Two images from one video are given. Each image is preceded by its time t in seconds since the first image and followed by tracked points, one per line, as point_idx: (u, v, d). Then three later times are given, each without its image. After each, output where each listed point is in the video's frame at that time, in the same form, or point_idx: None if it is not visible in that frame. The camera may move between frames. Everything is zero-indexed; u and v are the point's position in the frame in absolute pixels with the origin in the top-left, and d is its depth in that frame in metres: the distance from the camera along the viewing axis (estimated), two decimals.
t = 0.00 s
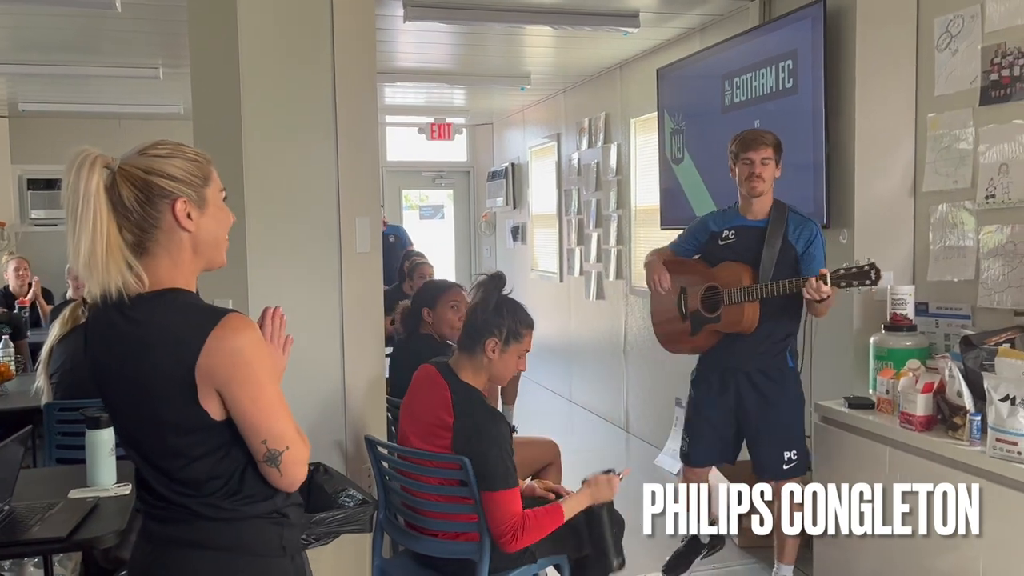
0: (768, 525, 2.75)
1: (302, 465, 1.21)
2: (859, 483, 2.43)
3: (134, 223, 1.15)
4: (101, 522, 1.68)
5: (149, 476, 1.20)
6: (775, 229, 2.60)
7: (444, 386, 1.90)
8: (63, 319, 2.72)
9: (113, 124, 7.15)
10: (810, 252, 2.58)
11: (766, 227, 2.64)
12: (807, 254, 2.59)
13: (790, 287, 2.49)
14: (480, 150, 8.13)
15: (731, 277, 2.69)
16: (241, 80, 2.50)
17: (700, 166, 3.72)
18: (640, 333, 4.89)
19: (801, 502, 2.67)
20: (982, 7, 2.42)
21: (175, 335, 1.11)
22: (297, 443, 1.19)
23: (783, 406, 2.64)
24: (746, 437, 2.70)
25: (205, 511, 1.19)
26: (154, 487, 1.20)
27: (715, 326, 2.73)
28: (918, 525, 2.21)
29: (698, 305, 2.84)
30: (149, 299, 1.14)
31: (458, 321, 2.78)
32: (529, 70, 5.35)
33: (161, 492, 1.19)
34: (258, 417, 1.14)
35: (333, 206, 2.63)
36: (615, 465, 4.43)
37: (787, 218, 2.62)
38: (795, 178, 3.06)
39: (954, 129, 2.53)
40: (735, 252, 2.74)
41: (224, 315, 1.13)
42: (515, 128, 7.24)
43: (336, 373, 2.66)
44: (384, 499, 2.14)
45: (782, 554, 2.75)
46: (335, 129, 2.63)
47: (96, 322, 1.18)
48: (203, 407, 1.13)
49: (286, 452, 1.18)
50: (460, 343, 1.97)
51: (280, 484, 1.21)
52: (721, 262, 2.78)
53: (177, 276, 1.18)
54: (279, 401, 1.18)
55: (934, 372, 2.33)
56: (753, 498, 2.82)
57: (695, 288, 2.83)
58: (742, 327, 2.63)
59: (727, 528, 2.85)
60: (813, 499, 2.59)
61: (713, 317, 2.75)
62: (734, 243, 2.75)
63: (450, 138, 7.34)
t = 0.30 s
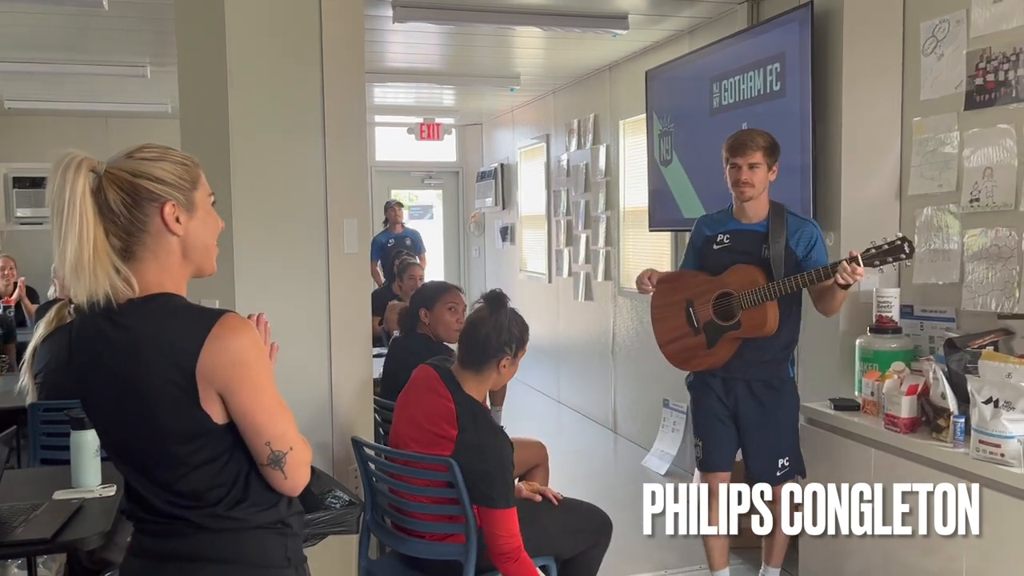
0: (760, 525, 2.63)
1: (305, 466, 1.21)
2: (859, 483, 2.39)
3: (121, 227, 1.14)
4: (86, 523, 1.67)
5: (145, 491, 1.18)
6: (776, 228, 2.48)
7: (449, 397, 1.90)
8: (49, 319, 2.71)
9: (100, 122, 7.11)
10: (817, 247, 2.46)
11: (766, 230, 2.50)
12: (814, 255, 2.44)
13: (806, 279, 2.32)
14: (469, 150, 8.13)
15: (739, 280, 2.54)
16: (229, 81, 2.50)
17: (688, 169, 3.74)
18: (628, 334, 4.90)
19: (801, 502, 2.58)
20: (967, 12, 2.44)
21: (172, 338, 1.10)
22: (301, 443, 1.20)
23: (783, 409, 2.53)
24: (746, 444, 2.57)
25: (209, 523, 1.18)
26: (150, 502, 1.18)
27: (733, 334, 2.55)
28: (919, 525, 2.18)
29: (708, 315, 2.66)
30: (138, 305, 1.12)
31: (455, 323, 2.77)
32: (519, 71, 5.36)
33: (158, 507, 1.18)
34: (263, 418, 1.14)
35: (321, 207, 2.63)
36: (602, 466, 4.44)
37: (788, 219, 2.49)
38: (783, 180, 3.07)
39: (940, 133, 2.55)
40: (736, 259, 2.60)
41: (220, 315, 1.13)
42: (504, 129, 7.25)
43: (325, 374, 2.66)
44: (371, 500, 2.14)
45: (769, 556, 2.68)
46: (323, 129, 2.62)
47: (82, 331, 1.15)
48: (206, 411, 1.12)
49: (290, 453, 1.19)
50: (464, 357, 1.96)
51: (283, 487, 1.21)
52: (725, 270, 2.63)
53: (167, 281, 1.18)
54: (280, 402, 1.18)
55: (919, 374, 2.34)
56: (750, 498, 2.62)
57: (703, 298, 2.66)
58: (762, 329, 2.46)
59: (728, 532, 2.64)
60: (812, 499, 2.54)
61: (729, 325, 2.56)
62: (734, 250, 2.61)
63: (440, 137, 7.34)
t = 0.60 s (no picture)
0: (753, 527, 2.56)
1: (287, 469, 1.21)
2: (859, 482, 2.33)
3: (100, 226, 1.13)
4: (67, 524, 1.66)
5: (122, 496, 1.17)
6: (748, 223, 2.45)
7: (440, 403, 1.87)
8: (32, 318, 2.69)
9: (85, 118, 7.05)
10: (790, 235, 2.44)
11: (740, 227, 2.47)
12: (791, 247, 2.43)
13: (788, 265, 2.30)
14: (457, 151, 8.12)
15: (722, 282, 2.47)
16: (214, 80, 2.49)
17: (675, 171, 3.76)
18: (615, 335, 4.91)
19: (801, 503, 2.51)
20: (952, 16, 2.45)
21: (155, 342, 1.08)
22: (283, 447, 1.19)
23: (773, 410, 2.48)
24: (740, 449, 2.51)
25: (190, 527, 1.17)
26: (127, 506, 1.17)
27: (729, 337, 2.44)
28: (918, 525, 2.14)
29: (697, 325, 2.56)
30: (118, 307, 1.11)
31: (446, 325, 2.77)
32: (507, 71, 5.36)
33: (136, 512, 1.17)
34: (246, 422, 1.14)
35: (307, 207, 2.62)
36: (588, 466, 4.44)
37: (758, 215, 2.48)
38: (768, 183, 3.08)
39: (924, 136, 2.56)
40: (712, 264, 2.54)
41: (205, 318, 1.12)
42: (492, 130, 7.24)
43: (309, 374, 2.65)
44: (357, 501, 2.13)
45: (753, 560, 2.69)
46: (310, 129, 2.61)
47: (58, 333, 1.13)
48: (189, 416, 1.12)
49: (272, 457, 1.18)
50: (462, 364, 1.92)
51: (264, 492, 1.21)
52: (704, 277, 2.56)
53: (146, 281, 1.17)
54: (264, 406, 1.17)
55: (902, 377, 2.36)
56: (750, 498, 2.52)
57: (687, 309, 2.57)
58: (758, 326, 2.37)
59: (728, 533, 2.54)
60: (812, 499, 2.50)
61: (721, 329, 2.47)
62: (710, 255, 2.55)
63: (428, 138, 7.32)
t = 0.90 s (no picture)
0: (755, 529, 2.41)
1: (259, 464, 1.21)
2: (859, 482, 2.28)
3: (73, 225, 1.12)
4: (49, 523, 1.65)
5: (92, 490, 1.16)
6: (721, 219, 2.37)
7: (410, 393, 1.88)
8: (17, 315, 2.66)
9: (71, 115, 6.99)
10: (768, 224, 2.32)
11: (714, 226, 2.40)
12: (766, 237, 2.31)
13: (756, 256, 2.21)
14: (446, 150, 8.11)
15: (699, 279, 2.45)
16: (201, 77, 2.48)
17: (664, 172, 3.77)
18: (603, 336, 4.91)
19: (801, 503, 2.49)
20: (939, 20, 2.47)
21: (130, 340, 1.07)
22: (255, 443, 1.19)
23: (760, 412, 2.36)
24: (725, 451, 2.39)
25: (161, 520, 1.16)
26: (96, 500, 1.15)
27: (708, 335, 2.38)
28: (919, 526, 2.10)
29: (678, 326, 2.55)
30: (94, 306, 1.10)
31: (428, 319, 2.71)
32: (497, 71, 5.36)
33: (106, 506, 1.15)
34: (220, 418, 1.14)
35: (294, 206, 2.61)
36: (575, 467, 4.45)
37: (732, 211, 2.39)
38: (757, 186, 3.09)
39: (911, 139, 2.57)
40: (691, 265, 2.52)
41: (182, 316, 1.11)
42: (482, 130, 7.24)
43: (296, 373, 2.64)
44: (341, 499, 2.13)
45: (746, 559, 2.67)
46: (298, 128, 2.60)
47: (32, 334, 1.12)
48: (163, 414, 1.11)
49: (245, 453, 1.18)
50: (432, 355, 1.93)
51: (235, 487, 1.21)
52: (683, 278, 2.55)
53: (123, 280, 1.16)
54: (237, 403, 1.17)
55: (888, 378, 2.37)
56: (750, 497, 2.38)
57: (670, 310, 2.58)
58: (734, 323, 2.28)
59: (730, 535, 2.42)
60: (811, 499, 2.45)
61: (700, 329, 2.42)
62: (689, 257, 2.53)
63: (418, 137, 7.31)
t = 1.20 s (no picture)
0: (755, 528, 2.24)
1: (244, 466, 1.20)
2: (859, 483, 2.27)
3: (58, 222, 1.12)
4: (34, 524, 1.63)
5: (76, 487, 1.15)
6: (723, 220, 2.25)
7: (384, 388, 1.90)
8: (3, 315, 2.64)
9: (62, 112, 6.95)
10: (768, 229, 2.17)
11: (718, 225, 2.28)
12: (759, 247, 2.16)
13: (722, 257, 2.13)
14: (438, 152, 8.11)
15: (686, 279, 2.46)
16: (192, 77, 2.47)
17: (655, 175, 3.77)
18: (594, 338, 4.91)
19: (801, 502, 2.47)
20: (930, 26, 2.48)
21: (115, 338, 1.07)
22: (240, 445, 1.18)
23: (762, 417, 2.23)
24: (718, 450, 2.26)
25: (144, 519, 1.15)
26: (80, 497, 1.15)
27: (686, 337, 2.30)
28: (919, 525, 2.07)
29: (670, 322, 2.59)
30: (81, 302, 1.09)
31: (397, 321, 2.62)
32: (490, 73, 5.36)
33: (90, 504, 1.15)
34: (204, 418, 1.13)
35: (285, 206, 2.60)
36: (565, 469, 4.44)
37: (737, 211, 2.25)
38: (747, 189, 3.10)
39: (902, 144, 2.59)
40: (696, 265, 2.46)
41: (165, 315, 1.10)
42: (475, 131, 7.24)
43: (285, 373, 2.63)
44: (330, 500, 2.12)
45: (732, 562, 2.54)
46: (289, 129, 2.59)
47: (19, 332, 1.11)
48: (145, 413, 1.10)
49: (229, 455, 1.17)
50: (398, 347, 1.95)
51: (219, 488, 1.20)
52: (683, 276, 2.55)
53: (110, 277, 1.15)
54: (221, 403, 1.16)
55: (877, 381, 2.38)
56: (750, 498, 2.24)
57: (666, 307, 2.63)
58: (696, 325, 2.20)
59: (730, 533, 2.27)
60: (812, 499, 2.43)
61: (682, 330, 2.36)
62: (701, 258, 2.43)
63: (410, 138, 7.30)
